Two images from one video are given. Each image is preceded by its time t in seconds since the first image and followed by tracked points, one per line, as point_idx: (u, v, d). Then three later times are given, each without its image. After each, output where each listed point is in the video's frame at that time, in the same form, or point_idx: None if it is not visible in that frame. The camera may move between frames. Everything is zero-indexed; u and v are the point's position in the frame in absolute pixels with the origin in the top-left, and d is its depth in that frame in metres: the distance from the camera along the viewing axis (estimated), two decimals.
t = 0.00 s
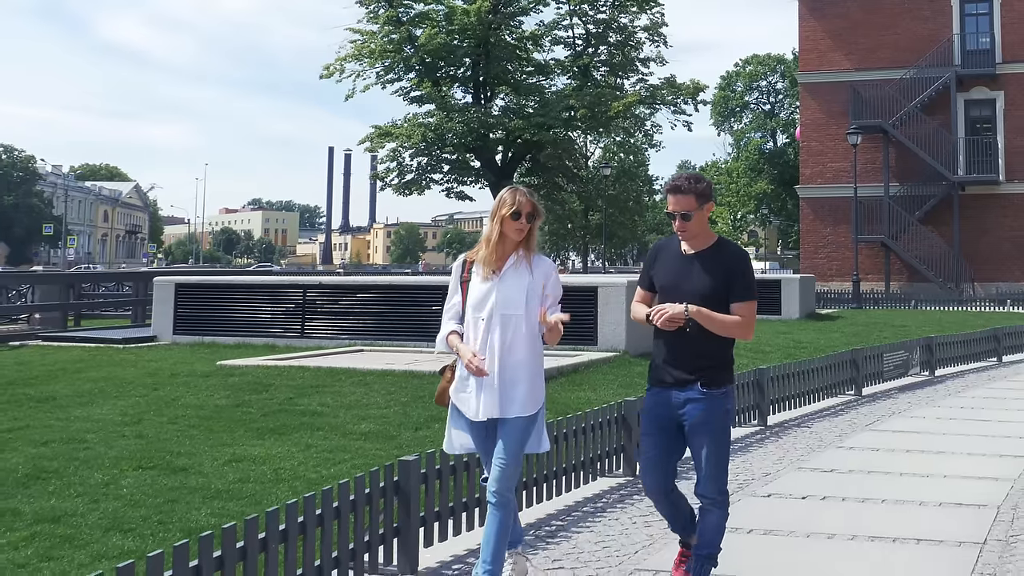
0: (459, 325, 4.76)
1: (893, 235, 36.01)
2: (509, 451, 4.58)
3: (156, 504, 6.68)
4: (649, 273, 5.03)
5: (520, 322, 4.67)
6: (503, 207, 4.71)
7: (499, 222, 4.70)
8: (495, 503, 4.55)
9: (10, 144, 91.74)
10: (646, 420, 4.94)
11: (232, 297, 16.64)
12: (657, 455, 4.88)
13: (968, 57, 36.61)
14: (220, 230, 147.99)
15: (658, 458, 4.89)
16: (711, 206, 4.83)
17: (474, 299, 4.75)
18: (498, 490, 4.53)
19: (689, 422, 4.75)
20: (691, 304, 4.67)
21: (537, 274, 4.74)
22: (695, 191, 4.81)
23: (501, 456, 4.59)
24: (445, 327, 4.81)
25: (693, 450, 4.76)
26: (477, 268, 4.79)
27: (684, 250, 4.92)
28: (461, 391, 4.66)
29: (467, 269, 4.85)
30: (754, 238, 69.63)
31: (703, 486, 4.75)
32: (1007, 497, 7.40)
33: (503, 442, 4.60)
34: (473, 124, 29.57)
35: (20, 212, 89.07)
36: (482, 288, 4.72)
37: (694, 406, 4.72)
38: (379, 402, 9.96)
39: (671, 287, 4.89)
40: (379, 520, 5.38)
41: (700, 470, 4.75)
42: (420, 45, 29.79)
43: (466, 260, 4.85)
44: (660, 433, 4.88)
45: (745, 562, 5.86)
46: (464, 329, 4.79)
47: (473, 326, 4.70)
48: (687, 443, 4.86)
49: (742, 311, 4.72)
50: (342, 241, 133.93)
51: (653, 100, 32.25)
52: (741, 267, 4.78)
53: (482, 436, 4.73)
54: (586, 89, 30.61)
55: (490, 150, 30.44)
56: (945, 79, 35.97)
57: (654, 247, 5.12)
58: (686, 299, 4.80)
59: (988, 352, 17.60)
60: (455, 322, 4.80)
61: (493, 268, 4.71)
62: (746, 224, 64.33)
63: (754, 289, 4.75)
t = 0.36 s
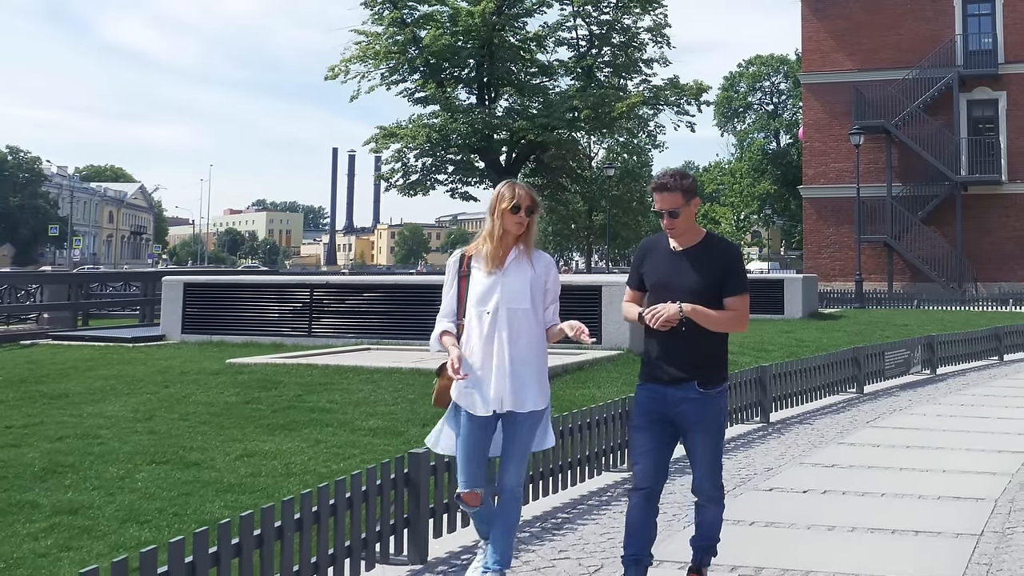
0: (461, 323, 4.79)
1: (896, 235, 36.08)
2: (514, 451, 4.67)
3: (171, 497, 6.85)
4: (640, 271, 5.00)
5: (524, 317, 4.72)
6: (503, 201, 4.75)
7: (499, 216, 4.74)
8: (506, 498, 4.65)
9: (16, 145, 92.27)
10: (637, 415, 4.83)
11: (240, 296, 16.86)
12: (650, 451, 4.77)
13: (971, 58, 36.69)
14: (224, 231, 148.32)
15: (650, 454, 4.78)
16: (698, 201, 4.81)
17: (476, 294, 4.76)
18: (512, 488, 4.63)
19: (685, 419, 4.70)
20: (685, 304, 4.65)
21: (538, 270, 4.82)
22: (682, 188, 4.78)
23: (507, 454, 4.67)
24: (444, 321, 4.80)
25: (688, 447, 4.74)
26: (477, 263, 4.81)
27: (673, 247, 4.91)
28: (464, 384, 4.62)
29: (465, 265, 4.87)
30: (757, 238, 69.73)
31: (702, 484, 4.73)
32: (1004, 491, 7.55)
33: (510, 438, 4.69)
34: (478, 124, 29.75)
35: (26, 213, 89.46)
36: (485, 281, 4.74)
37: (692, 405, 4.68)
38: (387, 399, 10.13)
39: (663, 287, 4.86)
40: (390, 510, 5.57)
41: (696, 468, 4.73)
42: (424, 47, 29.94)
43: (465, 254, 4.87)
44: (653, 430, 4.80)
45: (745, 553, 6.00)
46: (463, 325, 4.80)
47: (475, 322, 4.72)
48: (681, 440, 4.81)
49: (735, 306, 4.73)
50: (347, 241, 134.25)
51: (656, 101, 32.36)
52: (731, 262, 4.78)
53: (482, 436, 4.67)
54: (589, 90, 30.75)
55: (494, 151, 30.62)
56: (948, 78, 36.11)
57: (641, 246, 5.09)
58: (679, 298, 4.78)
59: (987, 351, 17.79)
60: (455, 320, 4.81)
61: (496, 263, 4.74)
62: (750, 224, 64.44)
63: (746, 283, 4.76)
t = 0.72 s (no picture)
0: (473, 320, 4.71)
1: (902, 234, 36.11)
2: (527, 446, 4.69)
3: (190, 491, 7.01)
4: (620, 273, 4.97)
5: (538, 313, 4.74)
6: (507, 197, 4.72)
7: (502, 212, 4.71)
8: (514, 492, 4.68)
9: (24, 145, 92.94)
10: (625, 422, 4.78)
11: (250, 295, 17.12)
12: (641, 455, 4.72)
13: (977, 57, 36.74)
14: (231, 230, 148.81)
15: (641, 458, 4.73)
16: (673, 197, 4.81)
17: (491, 291, 4.70)
18: (518, 481, 4.67)
19: (677, 422, 4.68)
20: (674, 303, 4.61)
21: (548, 265, 4.83)
22: (655, 185, 4.77)
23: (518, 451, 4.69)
24: (456, 318, 4.69)
25: (680, 448, 4.72)
26: (487, 258, 4.76)
27: (651, 246, 4.89)
28: (483, 381, 4.53)
29: (473, 259, 4.78)
30: (763, 238, 69.84)
31: (697, 482, 4.76)
32: (1009, 487, 7.68)
33: (519, 432, 4.68)
34: (485, 124, 29.93)
35: (34, 212, 89.96)
36: (499, 279, 4.70)
37: (685, 409, 4.66)
38: (399, 395, 10.31)
39: (645, 286, 4.83)
40: (406, 503, 5.75)
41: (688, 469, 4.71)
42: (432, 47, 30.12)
43: (472, 250, 4.78)
44: (644, 434, 4.75)
45: (754, 547, 6.14)
46: (473, 321, 4.72)
47: (491, 320, 4.67)
48: (670, 442, 4.80)
49: (721, 299, 4.73)
50: (354, 241, 134.65)
51: (663, 100, 32.47)
52: (712, 255, 4.78)
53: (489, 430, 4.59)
54: (596, 90, 30.90)
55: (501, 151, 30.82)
56: (953, 78, 36.14)
57: (617, 250, 5.06)
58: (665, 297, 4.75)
59: (990, 350, 18.03)
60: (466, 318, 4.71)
61: (508, 259, 4.71)
62: (756, 223, 64.54)
63: (729, 276, 4.76)
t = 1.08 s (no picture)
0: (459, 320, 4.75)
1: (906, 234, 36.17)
2: (520, 446, 4.68)
3: (208, 486, 7.14)
4: (609, 271, 5.08)
5: (524, 314, 4.70)
6: (497, 197, 4.71)
7: (493, 213, 4.72)
8: (516, 491, 4.72)
9: (29, 144, 93.33)
10: (621, 419, 4.92)
11: (260, 294, 17.34)
12: (639, 453, 4.88)
13: (981, 58, 36.78)
14: (235, 230, 149.17)
15: (638, 455, 4.88)
16: (659, 194, 4.89)
17: (476, 292, 4.72)
18: (518, 481, 4.70)
19: (668, 417, 4.76)
20: (663, 304, 4.72)
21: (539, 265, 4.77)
22: (641, 184, 4.85)
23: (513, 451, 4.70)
24: (443, 317, 4.76)
25: (671, 442, 4.77)
26: (476, 257, 4.78)
27: (638, 245, 4.99)
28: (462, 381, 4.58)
29: (464, 259, 4.82)
30: (767, 238, 69.93)
31: (681, 479, 4.70)
32: (1014, 483, 7.78)
33: (511, 433, 4.68)
34: (491, 124, 30.05)
35: (40, 212, 90.25)
36: (485, 280, 4.70)
37: (675, 401, 4.73)
38: (410, 393, 10.47)
39: (634, 286, 4.93)
40: (425, 498, 6.08)
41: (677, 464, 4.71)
42: (438, 47, 30.25)
43: (463, 250, 4.82)
44: (639, 430, 4.88)
45: (763, 541, 6.25)
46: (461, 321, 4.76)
47: (474, 321, 4.69)
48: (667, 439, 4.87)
49: (711, 295, 4.84)
50: (358, 241, 134.89)
51: (668, 100, 32.54)
52: (699, 250, 4.87)
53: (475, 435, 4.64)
54: (602, 90, 30.99)
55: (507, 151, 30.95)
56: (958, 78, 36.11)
57: (605, 248, 5.16)
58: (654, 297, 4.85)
59: (994, 349, 18.21)
60: (453, 319, 4.76)
61: (495, 259, 4.71)
62: (760, 223, 64.64)
63: (717, 271, 4.86)
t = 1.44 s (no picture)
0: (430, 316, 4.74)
1: (909, 236, 36.26)
2: (492, 452, 4.61)
3: (227, 484, 7.27)
4: (613, 275, 4.93)
5: (491, 316, 4.59)
6: (482, 199, 4.67)
7: (476, 212, 4.67)
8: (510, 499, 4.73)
9: (33, 144, 93.60)
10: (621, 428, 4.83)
11: (269, 295, 17.53)
12: (640, 461, 4.80)
13: (984, 60, 36.89)
14: (238, 230, 149.49)
15: (640, 464, 4.81)
16: (667, 199, 4.74)
17: (447, 289, 4.70)
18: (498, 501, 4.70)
19: (663, 426, 4.64)
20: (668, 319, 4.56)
21: (513, 268, 4.65)
22: (651, 189, 4.72)
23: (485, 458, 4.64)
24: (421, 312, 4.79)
25: (664, 454, 4.63)
26: (455, 255, 4.74)
27: (644, 250, 4.83)
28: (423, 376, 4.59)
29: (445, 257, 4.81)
30: (770, 239, 70.09)
31: (672, 491, 4.55)
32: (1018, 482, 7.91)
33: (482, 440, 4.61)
34: (496, 126, 30.18)
35: (44, 212, 90.46)
36: (457, 277, 4.67)
37: (668, 409, 4.61)
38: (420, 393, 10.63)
39: (638, 292, 4.78)
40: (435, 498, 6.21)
41: (670, 476, 4.58)
42: (443, 49, 30.42)
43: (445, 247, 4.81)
44: (640, 440, 4.77)
45: (774, 537, 6.39)
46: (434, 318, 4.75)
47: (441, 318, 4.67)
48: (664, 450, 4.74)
49: (716, 307, 4.66)
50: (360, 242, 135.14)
51: (672, 102, 32.68)
52: (706, 260, 4.69)
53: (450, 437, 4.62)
54: (606, 92, 31.13)
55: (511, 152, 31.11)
56: (962, 80, 36.46)
57: (613, 251, 5.01)
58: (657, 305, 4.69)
59: (997, 350, 18.38)
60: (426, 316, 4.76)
61: (469, 259, 4.64)
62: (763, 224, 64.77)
63: (723, 283, 4.68)
